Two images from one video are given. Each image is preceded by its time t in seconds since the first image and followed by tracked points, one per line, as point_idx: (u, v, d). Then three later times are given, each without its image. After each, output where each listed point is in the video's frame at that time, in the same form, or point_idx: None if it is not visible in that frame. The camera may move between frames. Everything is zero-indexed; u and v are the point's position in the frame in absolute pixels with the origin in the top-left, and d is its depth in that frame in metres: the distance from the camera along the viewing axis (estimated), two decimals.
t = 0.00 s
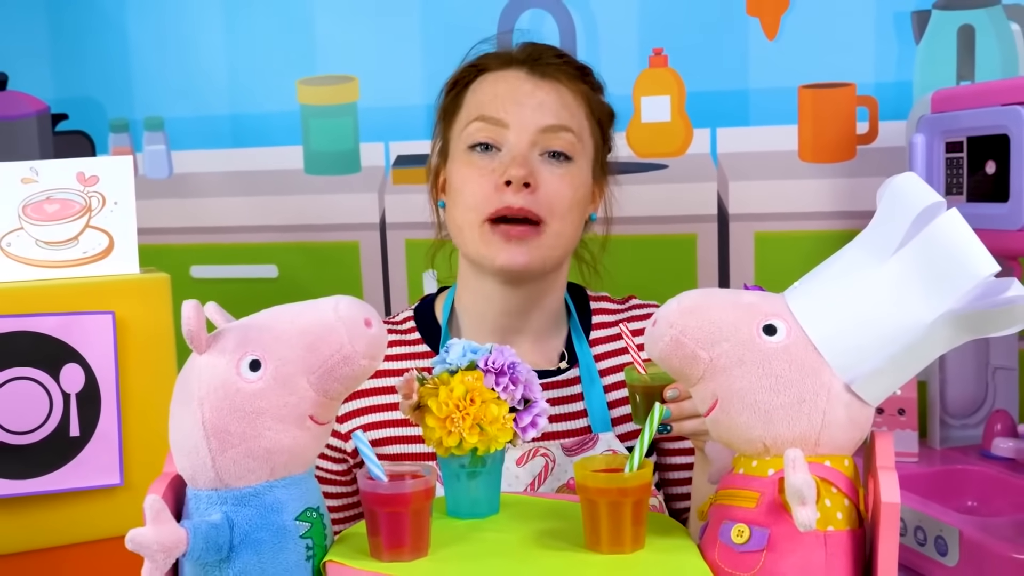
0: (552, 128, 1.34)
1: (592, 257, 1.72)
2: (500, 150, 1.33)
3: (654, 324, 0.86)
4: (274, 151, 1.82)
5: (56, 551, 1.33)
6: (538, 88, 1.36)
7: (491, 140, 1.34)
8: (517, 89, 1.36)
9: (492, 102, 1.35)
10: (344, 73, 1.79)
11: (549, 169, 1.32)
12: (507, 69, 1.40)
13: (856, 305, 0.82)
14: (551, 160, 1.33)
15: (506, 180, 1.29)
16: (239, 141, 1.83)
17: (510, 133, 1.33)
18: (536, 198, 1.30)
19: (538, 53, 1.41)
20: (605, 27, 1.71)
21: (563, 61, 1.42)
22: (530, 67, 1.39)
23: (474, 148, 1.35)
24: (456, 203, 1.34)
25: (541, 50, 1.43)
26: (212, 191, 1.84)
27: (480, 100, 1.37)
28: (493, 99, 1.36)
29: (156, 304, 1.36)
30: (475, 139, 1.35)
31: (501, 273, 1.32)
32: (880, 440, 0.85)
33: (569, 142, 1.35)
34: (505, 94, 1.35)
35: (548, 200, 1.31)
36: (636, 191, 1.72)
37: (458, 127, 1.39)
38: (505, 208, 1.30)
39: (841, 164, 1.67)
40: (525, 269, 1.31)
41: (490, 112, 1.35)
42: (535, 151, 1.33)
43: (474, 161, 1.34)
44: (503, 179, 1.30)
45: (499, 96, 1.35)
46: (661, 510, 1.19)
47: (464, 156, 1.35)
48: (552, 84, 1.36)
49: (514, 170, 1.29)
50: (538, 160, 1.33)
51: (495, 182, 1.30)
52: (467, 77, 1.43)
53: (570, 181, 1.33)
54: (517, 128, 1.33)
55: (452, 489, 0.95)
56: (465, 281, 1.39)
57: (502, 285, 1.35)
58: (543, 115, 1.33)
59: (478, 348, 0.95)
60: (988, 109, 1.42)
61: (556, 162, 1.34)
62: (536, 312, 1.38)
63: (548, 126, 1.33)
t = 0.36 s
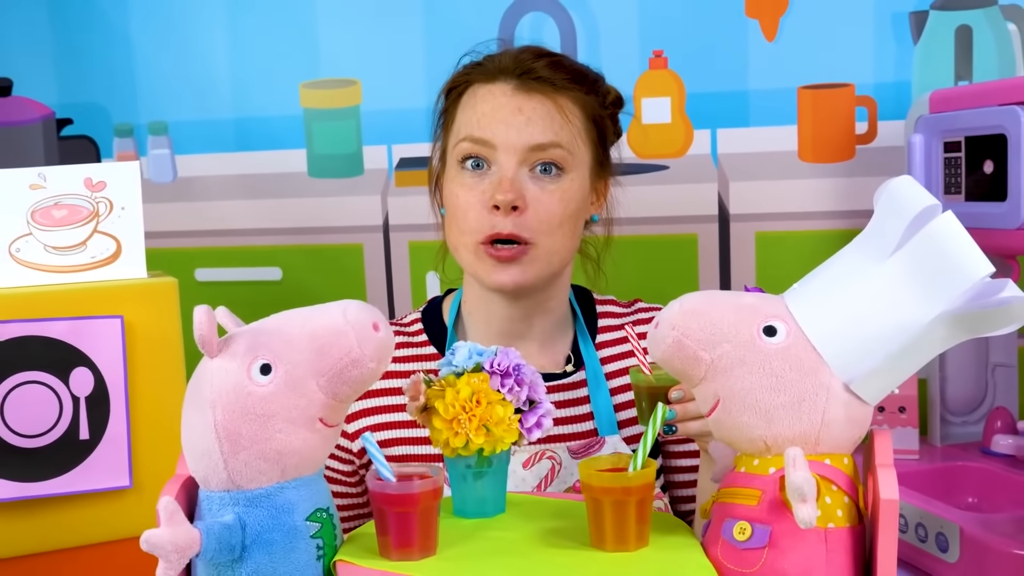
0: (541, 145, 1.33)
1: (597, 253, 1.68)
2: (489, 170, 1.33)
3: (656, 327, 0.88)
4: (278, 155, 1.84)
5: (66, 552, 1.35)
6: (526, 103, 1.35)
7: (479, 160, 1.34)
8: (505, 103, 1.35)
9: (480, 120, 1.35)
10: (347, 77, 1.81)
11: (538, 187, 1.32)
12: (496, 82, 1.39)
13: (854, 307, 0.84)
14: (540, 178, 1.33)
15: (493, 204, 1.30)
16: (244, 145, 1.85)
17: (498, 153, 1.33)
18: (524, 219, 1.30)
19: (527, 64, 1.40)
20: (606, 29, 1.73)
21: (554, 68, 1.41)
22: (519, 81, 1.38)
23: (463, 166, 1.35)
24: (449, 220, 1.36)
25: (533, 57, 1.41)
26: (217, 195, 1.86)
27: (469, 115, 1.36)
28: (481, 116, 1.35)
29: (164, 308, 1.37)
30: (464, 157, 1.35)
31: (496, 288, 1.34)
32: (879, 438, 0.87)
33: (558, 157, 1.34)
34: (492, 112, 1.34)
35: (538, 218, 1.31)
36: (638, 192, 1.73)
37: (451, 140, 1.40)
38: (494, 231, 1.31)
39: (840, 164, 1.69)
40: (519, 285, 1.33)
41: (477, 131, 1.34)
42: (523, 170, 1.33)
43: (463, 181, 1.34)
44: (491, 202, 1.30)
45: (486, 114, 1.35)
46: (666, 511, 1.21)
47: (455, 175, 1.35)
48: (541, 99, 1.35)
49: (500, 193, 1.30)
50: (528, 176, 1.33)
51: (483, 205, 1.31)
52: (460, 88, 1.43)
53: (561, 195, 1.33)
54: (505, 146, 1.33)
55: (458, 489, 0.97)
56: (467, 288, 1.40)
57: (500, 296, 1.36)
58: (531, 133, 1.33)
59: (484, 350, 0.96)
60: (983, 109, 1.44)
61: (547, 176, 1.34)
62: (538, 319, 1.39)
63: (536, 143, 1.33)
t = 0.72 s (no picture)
0: (547, 148, 1.33)
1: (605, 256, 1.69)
2: (495, 173, 1.34)
3: (662, 322, 0.89)
4: (281, 154, 1.85)
5: (73, 549, 1.36)
6: (531, 105, 1.35)
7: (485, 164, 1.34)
8: (510, 105, 1.35)
9: (485, 122, 1.35)
10: (350, 76, 1.82)
11: (545, 190, 1.33)
12: (500, 83, 1.38)
13: (857, 302, 0.85)
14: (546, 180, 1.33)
15: (499, 207, 1.31)
16: (246, 144, 1.86)
17: (504, 156, 1.33)
18: (531, 222, 1.31)
19: (531, 64, 1.39)
20: (608, 29, 1.74)
21: (559, 68, 1.40)
22: (524, 82, 1.37)
23: (469, 168, 1.36)
24: (454, 223, 1.37)
25: (537, 57, 1.41)
26: (220, 194, 1.87)
27: (473, 117, 1.37)
28: (485, 119, 1.35)
29: (172, 305, 1.38)
30: (469, 160, 1.36)
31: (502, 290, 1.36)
32: (884, 432, 0.88)
33: (565, 159, 1.34)
34: (497, 115, 1.34)
35: (545, 222, 1.32)
36: (641, 190, 1.74)
37: (455, 142, 1.40)
38: (501, 234, 1.32)
39: (841, 162, 1.70)
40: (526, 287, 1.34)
41: (482, 135, 1.34)
42: (529, 173, 1.33)
43: (469, 184, 1.35)
44: (497, 206, 1.31)
45: (491, 117, 1.35)
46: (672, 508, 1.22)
47: (460, 178, 1.36)
48: (546, 101, 1.35)
49: (507, 197, 1.30)
50: (534, 179, 1.34)
51: (489, 208, 1.32)
52: (464, 89, 1.43)
53: (567, 197, 1.33)
54: (510, 149, 1.33)
55: (467, 483, 0.98)
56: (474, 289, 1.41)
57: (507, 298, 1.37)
58: (537, 135, 1.32)
59: (492, 345, 0.97)
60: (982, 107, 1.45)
61: (554, 178, 1.35)
62: (545, 324, 1.39)
63: (543, 146, 1.33)
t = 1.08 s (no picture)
0: (559, 152, 1.33)
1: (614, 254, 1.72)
2: (507, 176, 1.34)
3: (680, 319, 0.89)
4: (286, 152, 1.85)
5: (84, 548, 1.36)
6: (543, 108, 1.35)
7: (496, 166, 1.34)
8: (521, 108, 1.35)
9: (496, 125, 1.35)
10: (356, 75, 1.82)
11: (557, 193, 1.33)
12: (511, 85, 1.38)
13: (874, 299, 0.85)
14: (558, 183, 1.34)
15: (511, 211, 1.31)
16: (252, 143, 1.86)
17: (516, 160, 1.33)
18: (543, 224, 1.32)
19: (543, 66, 1.39)
20: (615, 27, 1.74)
21: (571, 70, 1.40)
22: (535, 85, 1.37)
23: (480, 171, 1.36)
24: (466, 223, 1.37)
25: (549, 59, 1.41)
26: (226, 192, 1.87)
27: (484, 120, 1.36)
28: (496, 122, 1.35)
29: (181, 303, 1.38)
30: (481, 162, 1.36)
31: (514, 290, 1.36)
32: (901, 429, 0.88)
33: (577, 163, 1.34)
34: (508, 118, 1.34)
35: (557, 225, 1.33)
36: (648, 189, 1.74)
37: (467, 143, 1.40)
38: (513, 236, 1.33)
39: (847, 161, 1.70)
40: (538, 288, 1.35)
41: (493, 138, 1.34)
42: (541, 176, 1.33)
43: (480, 186, 1.35)
44: (510, 210, 1.32)
45: (502, 120, 1.35)
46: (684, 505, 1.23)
47: (472, 179, 1.37)
48: (558, 104, 1.35)
49: (519, 202, 1.31)
50: (546, 183, 1.34)
51: (501, 211, 1.33)
52: (475, 91, 1.42)
53: (580, 200, 1.34)
54: (522, 153, 1.33)
55: (482, 481, 0.98)
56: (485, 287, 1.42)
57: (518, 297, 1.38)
58: (549, 139, 1.33)
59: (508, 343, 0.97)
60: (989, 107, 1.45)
61: (565, 181, 1.35)
62: (556, 325, 1.40)
63: (555, 150, 1.33)
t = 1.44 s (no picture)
0: (551, 145, 1.33)
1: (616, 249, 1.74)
2: (502, 170, 1.34)
3: (693, 315, 0.89)
4: (288, 150, 1.84)
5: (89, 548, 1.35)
6: (533, 103, 1.34)
7: (491, 162, 1.35)
8: (513, 104, 1.34)
9: (488, 121, 1.35)
10: (358, 73, 1.81)
11: (552, 185, 1.34)
12: (501, 81, 1.37)
13: (889, 295, 0.85)
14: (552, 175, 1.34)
15: (508, 206, 1.32)
16: (254, 141, 1.85)
17: (510, 155, 1.33)
18: (540, 216, 1.33)
19: (532, 59, 1.38)
20: (618, 26, 1.74)
21: (560, 61, 1.38)
22: (525, 79, 1.36)
23: (475, 166, 1.36)
24: (465, 215, 1.38)
25: (538, 51, 1.39)
26: (228, 190, 1.86)
27: (477, 116, 1.36)
28: (488, 118, 1.35)
29: (187, 301, 1.37)
30: (476, 158, 1.36)
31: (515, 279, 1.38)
32: (915, 426, 0.88)
33: (570, 154, 1.34)
34: (499, 113, 1.34)
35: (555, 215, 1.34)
36: (652, 188, 1.74)
37: (462, 138, 1.40)
38: (511, 229, 1.34)
39: (851, 160, 1.70)
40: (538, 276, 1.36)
41: (486, 134, 1.34)
42: (536, 170, 1.34)
43: (476, 181, 1.36)
44: (507, 204, 1.33)
45: (494, 116, 1.34)
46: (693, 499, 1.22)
47: (468, 174, 1.37)
48: (547, 99, 1.34)
49: (515, 196, 1.31)
50: (541, 175, 1.34)
51: (498, 205, 1.33)
52: (466, 87, 1.42)
53: (575, 190, 1.34)
54: (515, 149, 1.33)
55: (494, 479, 0.98)
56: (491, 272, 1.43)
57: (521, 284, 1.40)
58: (540, 134, 1.33)
59: (519, 339, 0.97)
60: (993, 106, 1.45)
61: (560, 172, 1.35)
62: (559, 309, 1.41)
63: (547, 144, 1.33)
